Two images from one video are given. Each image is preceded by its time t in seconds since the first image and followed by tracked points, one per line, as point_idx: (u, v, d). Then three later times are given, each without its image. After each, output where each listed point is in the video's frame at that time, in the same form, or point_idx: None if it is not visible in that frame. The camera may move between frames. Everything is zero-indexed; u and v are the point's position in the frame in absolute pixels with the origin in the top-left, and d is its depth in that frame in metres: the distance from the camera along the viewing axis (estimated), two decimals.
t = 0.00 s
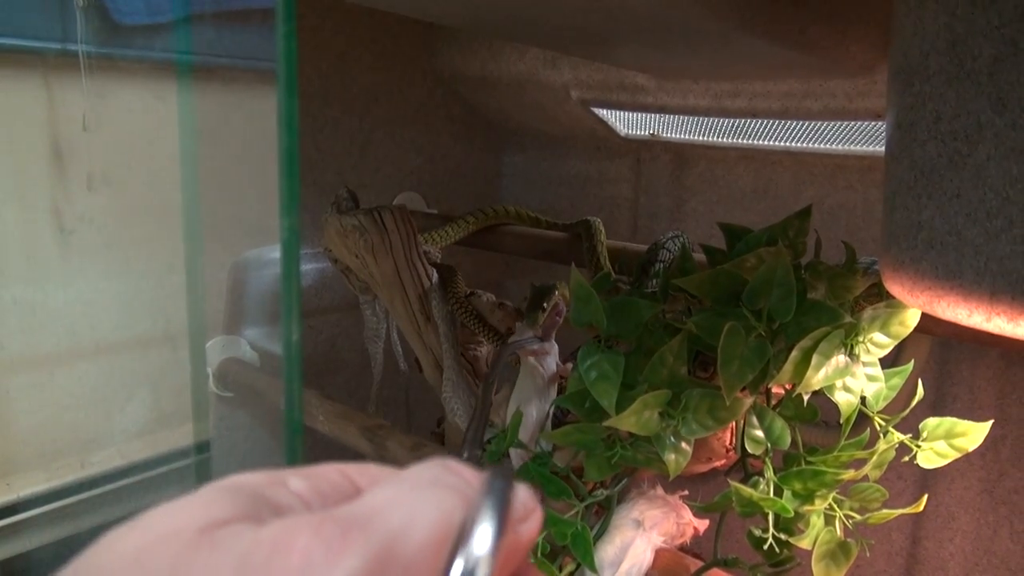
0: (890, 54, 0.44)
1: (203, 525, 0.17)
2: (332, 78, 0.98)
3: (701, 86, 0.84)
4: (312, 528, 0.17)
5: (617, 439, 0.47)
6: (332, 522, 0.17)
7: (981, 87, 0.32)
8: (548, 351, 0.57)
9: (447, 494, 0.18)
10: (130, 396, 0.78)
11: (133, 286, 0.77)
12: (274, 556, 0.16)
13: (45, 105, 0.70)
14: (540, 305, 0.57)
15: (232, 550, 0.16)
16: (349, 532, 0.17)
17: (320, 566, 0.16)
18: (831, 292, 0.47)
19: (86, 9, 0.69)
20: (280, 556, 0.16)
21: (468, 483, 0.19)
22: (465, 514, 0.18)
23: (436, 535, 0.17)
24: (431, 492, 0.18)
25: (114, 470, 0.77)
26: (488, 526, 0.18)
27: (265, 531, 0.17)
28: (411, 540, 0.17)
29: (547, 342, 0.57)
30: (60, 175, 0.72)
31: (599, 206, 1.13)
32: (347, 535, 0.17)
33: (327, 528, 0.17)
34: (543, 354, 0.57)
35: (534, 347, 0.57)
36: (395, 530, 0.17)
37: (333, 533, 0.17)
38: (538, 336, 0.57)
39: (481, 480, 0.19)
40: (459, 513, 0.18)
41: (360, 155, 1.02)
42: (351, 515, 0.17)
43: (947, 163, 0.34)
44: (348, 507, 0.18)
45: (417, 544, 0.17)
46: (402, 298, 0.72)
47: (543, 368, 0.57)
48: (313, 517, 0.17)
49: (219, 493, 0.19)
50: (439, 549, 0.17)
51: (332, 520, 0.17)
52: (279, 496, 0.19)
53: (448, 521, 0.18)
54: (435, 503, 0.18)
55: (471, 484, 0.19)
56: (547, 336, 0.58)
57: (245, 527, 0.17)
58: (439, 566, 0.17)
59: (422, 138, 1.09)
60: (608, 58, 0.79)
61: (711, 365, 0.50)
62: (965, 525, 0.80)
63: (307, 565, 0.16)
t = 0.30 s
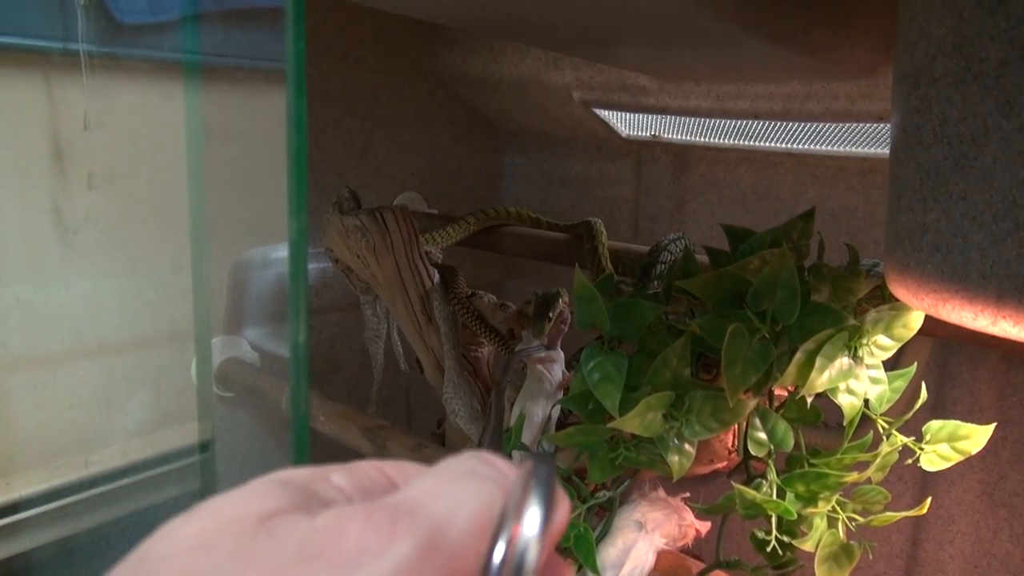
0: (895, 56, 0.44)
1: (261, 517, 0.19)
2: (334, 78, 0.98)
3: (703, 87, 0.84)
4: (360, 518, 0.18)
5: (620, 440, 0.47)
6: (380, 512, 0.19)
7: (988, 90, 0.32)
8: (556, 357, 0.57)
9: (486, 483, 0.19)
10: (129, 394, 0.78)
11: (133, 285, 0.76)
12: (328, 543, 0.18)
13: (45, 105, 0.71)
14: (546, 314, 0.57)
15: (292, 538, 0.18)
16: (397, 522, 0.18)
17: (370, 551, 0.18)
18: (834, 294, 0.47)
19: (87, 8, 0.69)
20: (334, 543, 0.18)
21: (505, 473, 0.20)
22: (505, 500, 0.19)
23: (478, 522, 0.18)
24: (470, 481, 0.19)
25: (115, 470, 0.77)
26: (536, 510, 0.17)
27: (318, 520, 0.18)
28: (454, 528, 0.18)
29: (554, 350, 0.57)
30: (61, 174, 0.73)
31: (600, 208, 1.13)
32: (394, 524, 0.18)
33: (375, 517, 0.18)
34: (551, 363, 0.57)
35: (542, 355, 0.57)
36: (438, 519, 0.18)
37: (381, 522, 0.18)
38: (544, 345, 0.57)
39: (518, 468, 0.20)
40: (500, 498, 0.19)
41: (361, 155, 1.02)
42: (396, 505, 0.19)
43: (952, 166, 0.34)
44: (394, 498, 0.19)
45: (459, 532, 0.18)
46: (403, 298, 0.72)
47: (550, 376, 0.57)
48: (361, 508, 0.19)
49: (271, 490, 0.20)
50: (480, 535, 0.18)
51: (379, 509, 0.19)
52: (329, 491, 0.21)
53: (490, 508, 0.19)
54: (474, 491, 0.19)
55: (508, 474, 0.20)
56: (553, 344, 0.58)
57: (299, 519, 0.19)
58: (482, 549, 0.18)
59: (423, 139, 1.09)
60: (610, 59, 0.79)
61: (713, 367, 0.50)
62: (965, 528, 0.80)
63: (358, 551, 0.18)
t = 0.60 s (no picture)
0: (896, 58, 0.44)
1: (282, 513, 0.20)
2: (334, 77, 0.98)
3: (703, 88, 0.84)
4: (379, 516, 0.19)
5: (621, 441, 0.47)
6: (398, 510, 0.19)
7: (989, 93, 0.32)
8: (555, 364, 0.57)
9: (498, 481, 0.20)
10: (128, 394, 0.78)
11: (133, 284, 0.76)
12: (349, 541, 0.19)
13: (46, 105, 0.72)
14: (543, 321, 0.57)
15: (312, 535, 0.19)
16: (414, 520, 0.19)
17: (390, 549, 0.19)
18: (835, 296, 0.47)
19: (88, 7, 0.69)
20: (354, 541, 0.19)
21: (517, 471, 0.21)
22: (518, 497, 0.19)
23: (491, 519, 0.19)
24: (483, 479, 0.20)
25: (116, 468, 0.77)
26: (551, 510, 0.18)
27: (339, 517, 0.19)
28: (467, 524, 0.19)
29: (552, 357, 0.58)
30: (60, 173, 0.73)
31: (600, 209, 1.12)
32: (412, 522, 0.19)
33: (392, 515, 0.19)
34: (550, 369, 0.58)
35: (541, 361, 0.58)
36: (453, 515, 0.19)
37: (399, 520, 0.19)
38: (543, 352, 0.58)
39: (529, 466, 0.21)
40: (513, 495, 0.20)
41: (361, 155, 1.02)
42: (412, 503, 0.20)
43: (954, 169, 0.34)
44: (410, 495, 0.20)
45: (473, 530, 0.19)
46: (403, 298, 0.72)
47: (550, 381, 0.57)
48: (379, 506, 0.19)
49: (289, 488, 0.21)
50: (494, 531, 0.19)
51: (397, 507, 0.19)
52: (346, 487, 0.22)
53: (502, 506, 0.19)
54: (487, 489, 0.20)
55: (518, 471, 0.21)
56: (552, 352, 0.59)
57: (319, 515, 0.20)
58: (495, 545, 0.19)
59: (424, 139, 1.09)
60: (611, 60, 0.79)
61: (713, 369, 0.50)
62: (964, 530, 0.80)
63: (379, 548, 0.19)
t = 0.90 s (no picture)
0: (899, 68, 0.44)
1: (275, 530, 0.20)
2: (336, 81, 0.98)
3: (706, 95, 0.83)
4: (372, 523, 0.19)
5: (622, 450, 0.47)
6: (390, 516, 0.19)
7: (992, 106, 0.32)
8: (553, 374, 0.58)
9: (494, 478, 0.20)
10: (131, 398, 0.78)
11: (134, 288, 0.76)
12: (342, 551, 0.19)
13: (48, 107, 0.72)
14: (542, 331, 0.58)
15: (305, 548, 0.19)
16: (407, 524, 0.19)
17: (383, 557, 0.19)
18: (837, 305, 0.47)
19: (91, 11, 0.69)
20: (347, 552, 0.19)
21: (514, 467, 0.20)
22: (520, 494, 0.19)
23: (486, 518, 0.19)
24: (477, 477, 0.20)
25: (115, 471, 0.77)
26: (552, 501, 0.18)
27: (331, 529, 0.19)
28: (462, 527, 0.19)
29: (551, 368, 0.59)
30: (62, 176, 0.73)
31: (602, 213, 1.12)
32: (404, 527, 0.19)
33: (385, 522, 0.19)
34: (549, 378, 0.58)
35: (540, 371, 0.58)
36: (448, 520, 0.19)
37: (391, 525, 0.19)
38: (542, 362, 0.59)
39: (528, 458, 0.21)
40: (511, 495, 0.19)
41: (364, 159, 1.02)
42: (405, 506, 0.20)
43: (956, 181, 0.34)
44: (403, 498, 0.20)
45: (469, 530, 0.19)
46: (405, 304, 0.72)
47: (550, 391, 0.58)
48: (370, 513, 0.20)
49: (288, 509, 0.21)
50: (492, 528, 0.19)
51: (390, 513, 0.19)
52: (347, 496, 0.22)
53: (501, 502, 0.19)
54: (482, 488, 0.20)
55: (515, 466, 0.21)
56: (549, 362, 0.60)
57: (313, 529, 0.20)
58: (497, 542, 0.19)
59: (425, 143, 1.09)
60: (614, 66, 0.79)
61: (715, 377, 0.50)
62: (965, 536, 0.80)
63: (371, 557, 0.19)
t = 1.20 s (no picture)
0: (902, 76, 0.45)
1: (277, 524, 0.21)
2: (341, 84, 0.98)
3: (709, 99, 0.84)
4: (366, 522, 0.21)
5: (626, 454, 0.48)
6: (383, 514, 0.21)
7: (995, 116, 0.32)
8: (557, 384, 0.58)
9: (491, 468, 0.22)
10: (134, 399, 0.79)
11: (140, 288, 0.77)
12: (334, 549, 0.20)
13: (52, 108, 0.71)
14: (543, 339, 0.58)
15: (296, 547, 0.20)
16: (400, 522, 0.21)
17: (373, 557, 0.20)
18: (839, 311, 0.48)
19: (97, 13, 0.70)
20: (338, 550, 0.20)
21: (514, 453, 0.22)
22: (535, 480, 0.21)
23: (483, 511, 0.21)
24: (475, 469, 0.22)
25: (116, 472, 0.77)
26: (581, 469, 0.19)
27: (326, 527, 0.21)
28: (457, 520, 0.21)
29: (554, 377, 0.59)
30: (66, 178, 0.73)
31: (604, 217, 1.13)
32: (396, 525, 0.21)
33: (377, 519, 0.21)
34: (552, 388, 0.59)
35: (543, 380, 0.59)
36: (442, 514, 0.21)
37: (385, 522, 0.21)
38: (546, 371, 0.59)
39: (524, 447, 0.22)
40: (528, 479, 0.21)
41: (367, 162, 1.03)
42: (400, 505, 0.21)
43: (959, 190, 0.34)
44: (399, 495, 0.22)
45: (464, 523, 0.21)
46: (408, 306, 0.72)
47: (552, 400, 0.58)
48: (364, 513, 0.21)
49: (278, 515, 0.23)
50: (489, 520, 0.21)
51: (384, 510, 0.21)
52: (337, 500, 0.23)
53: (501, 490, 0.21)
54: (478, 480, 0.21)
55: (512, 454, 0.22)
56: (552, 369, 0.60)
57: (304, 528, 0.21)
58: (502, 527, 0.21)
59: (429, 146, 1.10)
60: (617, 71, 0.79)
61: (718, 382, 0.51)
62: (966, 541, 0.80)
63: (361, 556, 0.20)
